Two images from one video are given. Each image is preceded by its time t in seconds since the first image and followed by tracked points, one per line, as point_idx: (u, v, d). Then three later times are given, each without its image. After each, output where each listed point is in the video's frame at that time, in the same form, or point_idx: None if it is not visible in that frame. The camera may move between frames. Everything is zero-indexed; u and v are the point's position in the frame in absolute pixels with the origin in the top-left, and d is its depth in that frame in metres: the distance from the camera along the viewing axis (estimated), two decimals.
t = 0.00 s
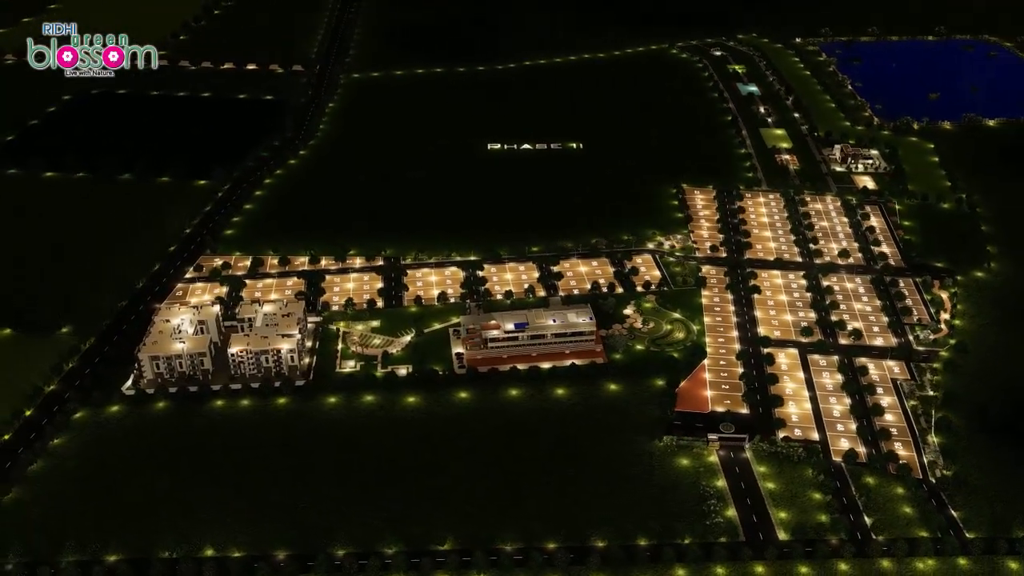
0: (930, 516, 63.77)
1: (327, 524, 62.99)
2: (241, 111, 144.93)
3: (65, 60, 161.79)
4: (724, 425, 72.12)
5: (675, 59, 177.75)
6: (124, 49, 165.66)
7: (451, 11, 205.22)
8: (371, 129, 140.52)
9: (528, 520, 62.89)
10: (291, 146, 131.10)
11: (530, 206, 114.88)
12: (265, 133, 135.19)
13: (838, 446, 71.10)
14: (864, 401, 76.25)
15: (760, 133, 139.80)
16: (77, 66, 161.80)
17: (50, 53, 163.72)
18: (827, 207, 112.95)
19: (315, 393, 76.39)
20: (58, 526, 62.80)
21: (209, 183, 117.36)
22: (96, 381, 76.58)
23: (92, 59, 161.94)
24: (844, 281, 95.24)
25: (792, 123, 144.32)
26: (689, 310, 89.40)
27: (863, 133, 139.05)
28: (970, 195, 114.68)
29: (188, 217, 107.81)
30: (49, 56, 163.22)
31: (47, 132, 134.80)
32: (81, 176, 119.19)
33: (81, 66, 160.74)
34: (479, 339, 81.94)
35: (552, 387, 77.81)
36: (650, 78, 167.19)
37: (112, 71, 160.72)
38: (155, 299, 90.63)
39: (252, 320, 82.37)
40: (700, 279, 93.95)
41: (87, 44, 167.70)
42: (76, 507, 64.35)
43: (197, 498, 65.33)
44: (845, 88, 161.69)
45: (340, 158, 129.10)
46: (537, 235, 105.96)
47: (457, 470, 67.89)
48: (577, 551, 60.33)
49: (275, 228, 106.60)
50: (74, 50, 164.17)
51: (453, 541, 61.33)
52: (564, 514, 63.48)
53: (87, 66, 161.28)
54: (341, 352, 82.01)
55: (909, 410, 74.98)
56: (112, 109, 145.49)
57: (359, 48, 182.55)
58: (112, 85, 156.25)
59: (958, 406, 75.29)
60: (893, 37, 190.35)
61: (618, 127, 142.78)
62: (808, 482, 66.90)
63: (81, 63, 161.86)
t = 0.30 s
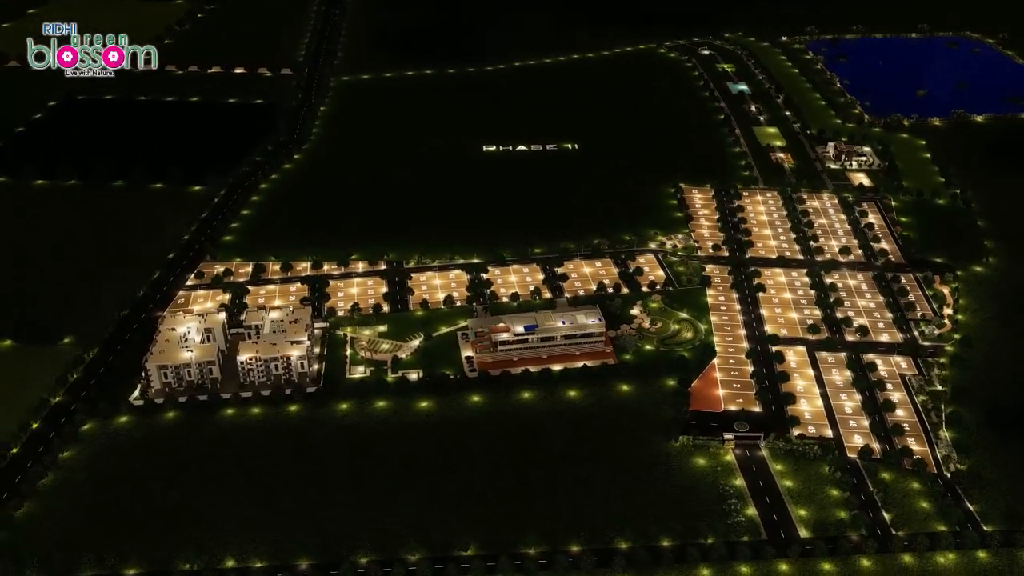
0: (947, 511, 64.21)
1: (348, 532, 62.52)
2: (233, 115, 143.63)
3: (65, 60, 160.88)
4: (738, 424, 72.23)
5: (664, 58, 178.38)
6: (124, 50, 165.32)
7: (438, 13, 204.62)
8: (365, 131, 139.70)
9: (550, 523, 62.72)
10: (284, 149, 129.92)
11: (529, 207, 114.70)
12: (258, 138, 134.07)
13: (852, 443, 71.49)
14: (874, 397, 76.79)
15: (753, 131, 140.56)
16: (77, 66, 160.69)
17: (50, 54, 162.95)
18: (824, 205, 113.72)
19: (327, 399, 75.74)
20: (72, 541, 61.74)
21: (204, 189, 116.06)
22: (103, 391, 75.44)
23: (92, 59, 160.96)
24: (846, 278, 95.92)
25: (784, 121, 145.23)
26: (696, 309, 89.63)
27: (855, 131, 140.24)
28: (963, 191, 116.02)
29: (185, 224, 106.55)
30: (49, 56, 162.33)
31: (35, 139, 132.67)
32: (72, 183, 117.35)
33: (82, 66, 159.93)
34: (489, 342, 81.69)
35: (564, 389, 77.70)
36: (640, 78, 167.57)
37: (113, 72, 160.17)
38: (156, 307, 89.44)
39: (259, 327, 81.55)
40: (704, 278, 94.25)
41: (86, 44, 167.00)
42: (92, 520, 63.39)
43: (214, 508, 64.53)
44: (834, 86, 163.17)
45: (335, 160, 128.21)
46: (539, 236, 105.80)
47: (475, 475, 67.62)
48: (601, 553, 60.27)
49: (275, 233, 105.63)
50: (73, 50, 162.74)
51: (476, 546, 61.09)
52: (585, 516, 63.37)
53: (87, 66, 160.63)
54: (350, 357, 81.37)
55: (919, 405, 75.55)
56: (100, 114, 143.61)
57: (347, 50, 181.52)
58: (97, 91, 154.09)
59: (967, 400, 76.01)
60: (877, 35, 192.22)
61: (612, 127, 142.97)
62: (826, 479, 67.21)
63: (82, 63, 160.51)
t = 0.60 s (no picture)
0: (965, 504, 64.82)
1: (369, 541, 62.07)
2: (222, 120, 142.12)
3: (65, 60, 159.17)
4: (751, 423, 71.88)
5: (652, 58, 179.00)
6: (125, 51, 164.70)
7: (423, 15, 203.88)
8: (357, 134, 138.81)
9: (573, 526, 62.71)
10: (277, 154, 128.70)
11: (528, 208, 114.63)
12: (250, 142, 132.74)
13: (865, 439, 72.06)
14: (883, 393, 77.47)
15: (744, 130, 141.45)
16: (77, 66, 159.27)
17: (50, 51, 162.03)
18: (820, 202, 114.73)
19: (339, 406, 75.14)
20: (89, 556, 60.78)
21: (199, 195, 114.69)
22: (110, 403, 74.28)
23: (92, 59, 159.50)
24: (847, 275, 96.80)
25: (775, 120, 146.31)
26: (702, 309, 89.99)
27: (844, 128, 141.60)
28: (955, 187, 117.69)
29: (181, 231, 105.22)
30: (49, 56, 160.13)
31: (21, 147, 130.41)
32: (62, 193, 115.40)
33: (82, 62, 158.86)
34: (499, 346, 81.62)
35: (577, 391, 77.66)
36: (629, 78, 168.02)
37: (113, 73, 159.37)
38: (158, 316, 88.24)
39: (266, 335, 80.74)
40: (708, 277, 94.73)
41: (86, 44, 164.88)
42: (107, 536, 62.33)
43: (232, 520, 63.79)
44: (821, 84, 164.69)
45: (330, 164, 127.26)
46: (540, 238, 105.76)
47: (494, 480, 67.42)
48: (626, 555, 60.36)
49: (274, 239, 104.64)
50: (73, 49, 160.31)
51: (501, 552, 61.02)
52: (607, 518, 63.39)
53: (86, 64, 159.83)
54: (359, 364, 80.74)
55: (928, 400, 76.31)
56: (86, 120, 141.43)
57: (334, 53, 180.35)
58: (82, 98, 151.73)
59: (975, 394, 76.94)
60: (860, 32, 194.20)
61: (605, 127, 143.24)
62: (842, 476, 67.69)
63: (82, 63, 159.23)
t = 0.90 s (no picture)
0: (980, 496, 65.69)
1: (395, 552, 62.24)
2: (211, 125, 140.49)
3: (65, 60, 158.64)
4: (764, 421, 73.36)
5: (638, 58, 179.71)
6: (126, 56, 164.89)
7: (407, 17, 203.12)
8: (349, 138, 137.94)
9: (596, 529, 62.97)
10: (269, 159, 127.57)
11: (526, 210, 114.67)
12: (241, 147, 131.37)
13: (878, 434, 72.78)
14: (892, 388, 78.30)
15: (735, 129, 142.48)
16: (77, 66, 158.77)
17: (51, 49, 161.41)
18: (815, 200, 115.86)
19: (352, 414, 74.70)
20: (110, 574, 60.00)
21: (192, 202, 113.25)
22: (119, 416, 73.19)
23: (92, 59, 159.03)
24: (847, 272, 97.79)
25: (763, 118, 147.51)
26: (707, 308, 90.44)
27: (833, 126, 143.12)
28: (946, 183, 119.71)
29: (177, 240, 103.95)
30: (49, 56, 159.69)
31: (5, 156, 127.86)
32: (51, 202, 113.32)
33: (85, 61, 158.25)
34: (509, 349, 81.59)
35: (589, 393, 77.78)
36: (617, 78, 168.52)
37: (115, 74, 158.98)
38: (161, 326, 87.08)
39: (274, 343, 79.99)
40: (711, 276, 95.24)
41: (86, 44, 164.39)
42: (128, 553, 61.91)
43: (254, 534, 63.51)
44: (806, 82, 166.37)
45: (323, 168, 126.39)
46: (541, 240, 105.83)
47: (514, 485, 67.59)
48: (651, 555, 60.63)
49: (273, 246, 103.77)
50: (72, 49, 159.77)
51: (527, 557, 61.25)
52: (629, 521, 63.73)
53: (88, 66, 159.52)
54: (369, 371, 80.23)
55: (936, 394, 77.25)
56: (71, 127, 139.09)
57: (319, 57, 179.11)
58: (65, 106, 149.21)
59: (981, 387, 78.06)
60: (840, 30, 196.30)
61: (596, 128, 143.61)
62: (858, 471, 68.35)
63: (82, 63, 158.57)
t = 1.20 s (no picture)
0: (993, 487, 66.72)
1: (421, 561, 62.11)
2: (199, 130, 138.85)
3: (65, 60, 161.24)
4: (777, 418, 73.87)
5: (622, 58, 180.42)
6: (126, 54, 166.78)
7: (389, 20, 202.51)
8: (340, 141, 137.09)
9: (620, 531, 63.12)
10: (261, 164, 126.31)
11: (523, 213, 114.90)
12: (232, 154, 130.05)
13: (888, 429, 73.66)
14: (898, 382, 79.36)
15: (724, 128, 143.57)
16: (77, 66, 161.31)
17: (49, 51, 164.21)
18: (808, 197, 117.17)
19: (366, 422, 74.32)
20: None
21: (186, 210, 111.85)
22: (129, 429, 72.17)
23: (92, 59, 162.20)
24: (846, 268, 99.01)
25: (751, 117, 148.81)
26: (711, 307, 91.08)
27: (820, 123, 144.79)
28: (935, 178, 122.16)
29: (173, 248, 102.63)
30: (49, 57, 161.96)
31: None
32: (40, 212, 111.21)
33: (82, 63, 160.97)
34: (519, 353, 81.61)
35: (601, 394, 78.03)
36: (603, 78, 169.13)
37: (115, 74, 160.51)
38: (163, 336, 85.83)
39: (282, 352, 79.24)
40: (714, 276, 95.92)
41: (85, 45, 167.50)
42: (148, 569, 61.28)
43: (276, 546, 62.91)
44: (790, 80, 168.06)
45: (316, 172, 125.50)
46: (541, 242, 105.97)
47: (534, 489, 67.68)
48: (676, 555, 60.88)
49: (272, 253, 102.83)
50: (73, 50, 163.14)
51: (553, 561, 61.20)
52: (652, 521, 63.96)
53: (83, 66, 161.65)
54: (379, 377, 79.77)
55: (942, 387, 78.43)
56: (55, 134, 136.64)
57: (303, 60, 177.82)
58: (46, 114, 146.43)
59: (986, 379, 79.38)
60: (819, 29, 198.59)
61: (586, 128, 144.10)
62: (872, 466, 69.10)
63: (82, 63, 161.48)
